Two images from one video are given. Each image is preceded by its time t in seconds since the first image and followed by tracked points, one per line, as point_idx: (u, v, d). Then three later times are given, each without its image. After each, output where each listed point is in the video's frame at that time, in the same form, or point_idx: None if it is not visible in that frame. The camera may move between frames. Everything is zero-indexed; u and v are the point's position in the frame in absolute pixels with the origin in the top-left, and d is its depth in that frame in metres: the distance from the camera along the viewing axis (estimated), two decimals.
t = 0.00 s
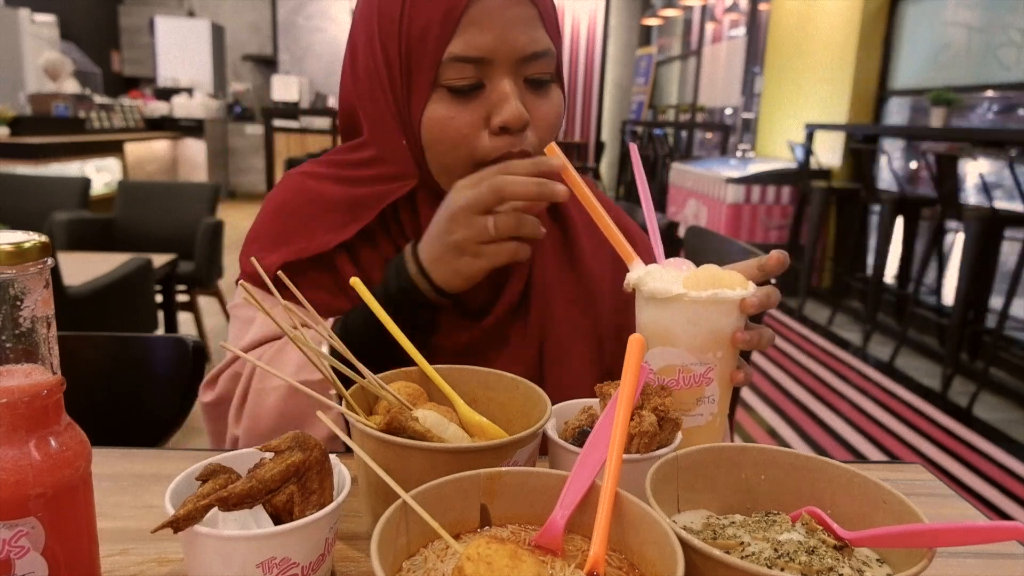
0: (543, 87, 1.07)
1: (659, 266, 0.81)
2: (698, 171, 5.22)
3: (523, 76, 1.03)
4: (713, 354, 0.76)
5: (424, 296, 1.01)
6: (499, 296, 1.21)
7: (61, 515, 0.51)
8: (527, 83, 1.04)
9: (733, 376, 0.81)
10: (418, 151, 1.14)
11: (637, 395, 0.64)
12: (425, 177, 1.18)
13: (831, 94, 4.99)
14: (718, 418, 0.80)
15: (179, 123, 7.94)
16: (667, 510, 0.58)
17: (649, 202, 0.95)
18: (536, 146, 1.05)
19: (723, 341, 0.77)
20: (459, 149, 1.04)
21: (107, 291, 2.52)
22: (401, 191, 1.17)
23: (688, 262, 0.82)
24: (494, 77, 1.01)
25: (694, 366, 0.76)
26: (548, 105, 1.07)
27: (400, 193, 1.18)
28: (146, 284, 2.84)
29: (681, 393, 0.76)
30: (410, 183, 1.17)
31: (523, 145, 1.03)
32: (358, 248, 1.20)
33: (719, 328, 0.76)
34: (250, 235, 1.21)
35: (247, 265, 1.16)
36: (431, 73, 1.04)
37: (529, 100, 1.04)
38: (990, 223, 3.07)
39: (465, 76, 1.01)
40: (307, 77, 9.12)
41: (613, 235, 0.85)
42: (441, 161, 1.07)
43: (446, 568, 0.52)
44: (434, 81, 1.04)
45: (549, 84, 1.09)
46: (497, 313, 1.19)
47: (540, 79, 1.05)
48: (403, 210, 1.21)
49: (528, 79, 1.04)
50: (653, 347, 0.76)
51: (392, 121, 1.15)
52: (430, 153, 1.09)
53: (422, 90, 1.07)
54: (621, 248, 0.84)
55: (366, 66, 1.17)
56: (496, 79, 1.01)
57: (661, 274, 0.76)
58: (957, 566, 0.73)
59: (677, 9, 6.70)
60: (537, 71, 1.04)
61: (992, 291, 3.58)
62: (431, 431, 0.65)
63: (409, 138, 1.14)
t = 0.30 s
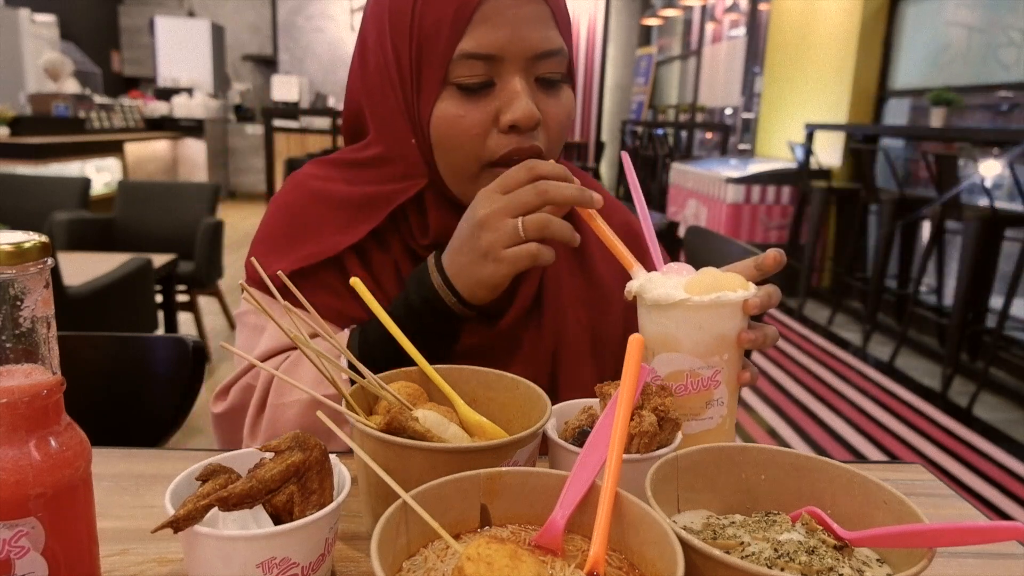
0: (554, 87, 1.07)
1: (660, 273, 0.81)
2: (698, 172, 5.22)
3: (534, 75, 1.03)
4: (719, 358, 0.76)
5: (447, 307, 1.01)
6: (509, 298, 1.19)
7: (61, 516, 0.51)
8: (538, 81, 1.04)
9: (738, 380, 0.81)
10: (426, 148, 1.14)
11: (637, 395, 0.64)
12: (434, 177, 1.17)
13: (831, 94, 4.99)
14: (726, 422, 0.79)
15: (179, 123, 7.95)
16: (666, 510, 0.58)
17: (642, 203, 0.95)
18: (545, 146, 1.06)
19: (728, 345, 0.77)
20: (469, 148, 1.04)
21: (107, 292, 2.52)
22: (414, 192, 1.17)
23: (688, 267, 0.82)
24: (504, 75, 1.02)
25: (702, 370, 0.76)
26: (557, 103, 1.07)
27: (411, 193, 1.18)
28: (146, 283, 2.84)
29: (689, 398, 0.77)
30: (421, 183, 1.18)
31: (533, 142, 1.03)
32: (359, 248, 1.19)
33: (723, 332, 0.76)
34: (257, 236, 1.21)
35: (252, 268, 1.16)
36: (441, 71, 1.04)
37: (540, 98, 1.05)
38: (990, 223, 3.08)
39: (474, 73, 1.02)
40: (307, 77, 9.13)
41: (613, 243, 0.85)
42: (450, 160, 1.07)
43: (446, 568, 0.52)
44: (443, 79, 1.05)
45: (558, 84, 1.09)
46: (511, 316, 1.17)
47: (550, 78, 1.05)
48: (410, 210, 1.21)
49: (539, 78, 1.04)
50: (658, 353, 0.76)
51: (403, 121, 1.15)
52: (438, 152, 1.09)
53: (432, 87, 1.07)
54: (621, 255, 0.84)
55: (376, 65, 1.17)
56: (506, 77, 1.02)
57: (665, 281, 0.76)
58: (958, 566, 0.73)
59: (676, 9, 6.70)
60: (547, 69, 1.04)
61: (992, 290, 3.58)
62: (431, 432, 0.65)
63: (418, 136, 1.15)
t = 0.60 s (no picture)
0: (562, 84, 1.07)
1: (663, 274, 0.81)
2: (698, 171, 5.21)
3: (542, 70, 1.04)
4: (724, 360, 0.76)
5: (465, 320, 1.01)
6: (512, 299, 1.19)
7: (61, 516, 0.51)
8: (546, 77, 1.05)
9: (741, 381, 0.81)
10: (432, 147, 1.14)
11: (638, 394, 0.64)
12: (439, 177, 1.17)
13: (831, 94, 4.99)
14: (728, 424, 0.79)
15: (179, 123, 7.95)
16: (667, 510, 0.58)
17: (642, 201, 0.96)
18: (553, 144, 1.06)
19: (732, 347, 0.77)
20: (478, 145, 1.04)
21: (108, 291, 2.52)
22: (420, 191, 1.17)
23: (693, 269, 0.82)
24: (513, 70, 1.02)
25: (707, 372, 0.76)
26: (565, 100, 1.07)
27: (417, 192, 1.17)
28: (146, 283, 2.84)
29: (694, 401, 0.76)
30: (428, 182, 1.17)
31: (541, 138, 1.03)
32: (358, 249, 1.20)
33: (728, 334, 0.76)
34: (258, 239, 1.20)
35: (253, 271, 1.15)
36: (449, 67, 1.05)
37: (549, 94, 1.05)
38: (990, 223, 3.08)
39: (482, 68, 1.02)
40: (307, 77, 9.13)
41: (616, 245, 0.85)
42: (457, 157, 1.07)
43: (446, 568, 0.52)
44: (451, 75, 1.05)
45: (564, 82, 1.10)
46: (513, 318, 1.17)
47: (558, 74, 1.06)
48: (416, 210, 1.21)
49: (546, 74, 1.04)
50: (663, 355, 0.76)
51: (408, 120, 1.15)
52: (444, 149, 1.09)
53: (438, 85, 1.07)
54: (625, 255, 0.84)
55: (377, 65, 1.17)
56: (515, 72, 1.02)
57: (669, 283, 0.76)
58: (958, 566, 0.73)
59: (677, 9, 6.70)
60: (555, 65, 1.05)
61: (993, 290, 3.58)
62: (431, 432, 0.65)
63: (423, 135, 1.14)
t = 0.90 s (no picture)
0: (579, 88, 1.08)
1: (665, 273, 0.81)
2: (698, 171, 5.21)
3: (562, 73, 1.04)
4: (725, 357, 0.76)
5: (477, 327, 1.00)
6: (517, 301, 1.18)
7: (62, 516, 0.51)
8: (565, 80, 1.05)
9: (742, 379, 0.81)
10: (452, 151, 1.13)
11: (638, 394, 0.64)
12: (454, 180, 1.17)
13: (831, 93, 4.99)
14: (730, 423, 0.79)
15: (179, 123, 7.96)
16: (666, 510, 0.58)
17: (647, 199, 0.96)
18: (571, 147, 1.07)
19: (734, 345, 0.77)
20: (503, 147, 1.04)
21: (108, 291, 2.52)
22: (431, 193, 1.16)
23: (693, 269, 0.82)
24: (536, 74, 1.02)
25: (708, 370, 0.76)
26: (583, 103, 1.08)
27: (429, 195, 1.17)
28: (146, 283, 2.84)
29: (693, 399, 0.76)
30: (442, 186, 1.17)
31: (563, 142, 1.04)
32: (364, 251, 1.20)
33: (729, 331, 0.76)
34: (262, 242, 1.20)
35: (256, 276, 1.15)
36: (472, 71, 1.04)
37: (569, 97, 1.05)
38: (990, 223, 3.07)
39: (506, 73, 1.02)
40: (307, 77, 9.13)
41: (618, 241, 0.87)
42: (480, 161, 1.07)
43: (446, 568, 0.52)
44: (474, 79, 1.05)
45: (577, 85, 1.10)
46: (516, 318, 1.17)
47: (577, 77, 1.06)
48: (430, 212, 1.22)
49: (566, 77, 1.05)
50: (664, 354, 0.76)
51: (424, 123, 1.14)
52: (466, 152, 1.09)
53: (462, 87, 1.06)
54: (626, 252, 0.84)
55: (390, 66, 1.15)
56: (538, 75, 1.02)
57: (668, 281, 0.76)
58: (958, 566, 0.73)
59: (677, 9, 6.70)
60: (574, 69, 1.05)
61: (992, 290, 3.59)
62: (431, 432, 0.65)
63: (442, 139, 1.14)
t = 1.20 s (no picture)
0: (587, 94, 1.08)
1: (665, 273, 0.81)
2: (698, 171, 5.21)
3: (570, 79, 1.04)
4: (725, 357, 0.76)
5: (476, 326, 1.00)
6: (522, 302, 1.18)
7: (62, 516, 0.51)
8: (572, 87, 1.05)
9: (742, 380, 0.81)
10: (459, 155, 1.13)
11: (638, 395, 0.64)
12: (460, 185, 1.17)
13: (831, 93, 5.00)
14: (730, 423, 0.79)
15: (179, 123, 7.96)
16: (666, 510, 0.58)
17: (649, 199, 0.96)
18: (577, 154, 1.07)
19: (734, 345, 0.77)
20: (509, 155, 1.04)
21: (108, 291, 2.53)
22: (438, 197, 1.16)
23: (694, 269, 0.82)
24: (544, 81, 1.02)
25: (707, 370, 0.75)
26: (589, 108, 1.08)
27: (436, 199, 1.17)
28: (146, 283, 2.84)
29: (693, 398, 0.76)
30: (447, 190, 1.17)
31: (569, 151, 1.04)
32: (368, 252, 1.20)
33: (730, 331, 0.76)
34: (266, 241, 1.21)
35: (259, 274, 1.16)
36: (480, 75, 1.04)
37: (576, 104, 1.05)
38: (990, 223, 3.07)
39: (514, 80, 1.02)
40: (308, 77, 9.14)
41: (618, 241, 0.87)
42: (485, 167, 1.07)
43: (446, 568, 0.52)
44: (482, 84, 1.05)
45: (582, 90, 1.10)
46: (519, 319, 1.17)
47: (585, 84, 1.06)
48: (435, 216, 1.21)
49: (574, 83, 1.05)
50: (664, 353, 0.76)
51: (430, 126, 1.14)
52: (471, 157, 1.09)
53: (470, 91, 1.06)
54: (627, 253, 0.85)
55: (399, 67, 1.15)
56: (545, 83, 1.02)
57: (666, 281, 0.77)
58: (958, 566, 0.73)
59: (677, 9, 6.71)
60: (582, 75, 1.05)
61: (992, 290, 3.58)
62: (431, 432, 0.65)
63: (448, 143, 1.14)
